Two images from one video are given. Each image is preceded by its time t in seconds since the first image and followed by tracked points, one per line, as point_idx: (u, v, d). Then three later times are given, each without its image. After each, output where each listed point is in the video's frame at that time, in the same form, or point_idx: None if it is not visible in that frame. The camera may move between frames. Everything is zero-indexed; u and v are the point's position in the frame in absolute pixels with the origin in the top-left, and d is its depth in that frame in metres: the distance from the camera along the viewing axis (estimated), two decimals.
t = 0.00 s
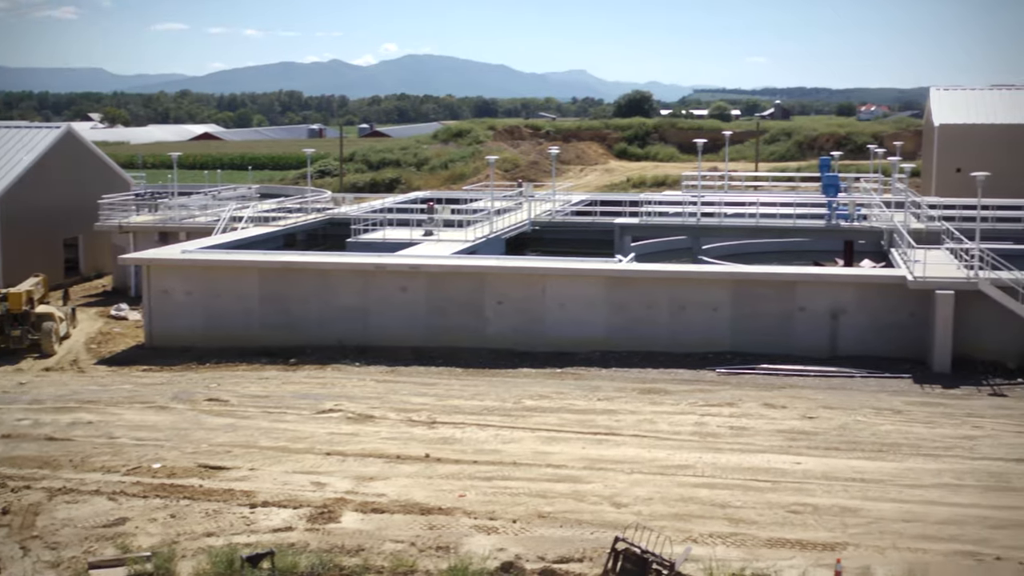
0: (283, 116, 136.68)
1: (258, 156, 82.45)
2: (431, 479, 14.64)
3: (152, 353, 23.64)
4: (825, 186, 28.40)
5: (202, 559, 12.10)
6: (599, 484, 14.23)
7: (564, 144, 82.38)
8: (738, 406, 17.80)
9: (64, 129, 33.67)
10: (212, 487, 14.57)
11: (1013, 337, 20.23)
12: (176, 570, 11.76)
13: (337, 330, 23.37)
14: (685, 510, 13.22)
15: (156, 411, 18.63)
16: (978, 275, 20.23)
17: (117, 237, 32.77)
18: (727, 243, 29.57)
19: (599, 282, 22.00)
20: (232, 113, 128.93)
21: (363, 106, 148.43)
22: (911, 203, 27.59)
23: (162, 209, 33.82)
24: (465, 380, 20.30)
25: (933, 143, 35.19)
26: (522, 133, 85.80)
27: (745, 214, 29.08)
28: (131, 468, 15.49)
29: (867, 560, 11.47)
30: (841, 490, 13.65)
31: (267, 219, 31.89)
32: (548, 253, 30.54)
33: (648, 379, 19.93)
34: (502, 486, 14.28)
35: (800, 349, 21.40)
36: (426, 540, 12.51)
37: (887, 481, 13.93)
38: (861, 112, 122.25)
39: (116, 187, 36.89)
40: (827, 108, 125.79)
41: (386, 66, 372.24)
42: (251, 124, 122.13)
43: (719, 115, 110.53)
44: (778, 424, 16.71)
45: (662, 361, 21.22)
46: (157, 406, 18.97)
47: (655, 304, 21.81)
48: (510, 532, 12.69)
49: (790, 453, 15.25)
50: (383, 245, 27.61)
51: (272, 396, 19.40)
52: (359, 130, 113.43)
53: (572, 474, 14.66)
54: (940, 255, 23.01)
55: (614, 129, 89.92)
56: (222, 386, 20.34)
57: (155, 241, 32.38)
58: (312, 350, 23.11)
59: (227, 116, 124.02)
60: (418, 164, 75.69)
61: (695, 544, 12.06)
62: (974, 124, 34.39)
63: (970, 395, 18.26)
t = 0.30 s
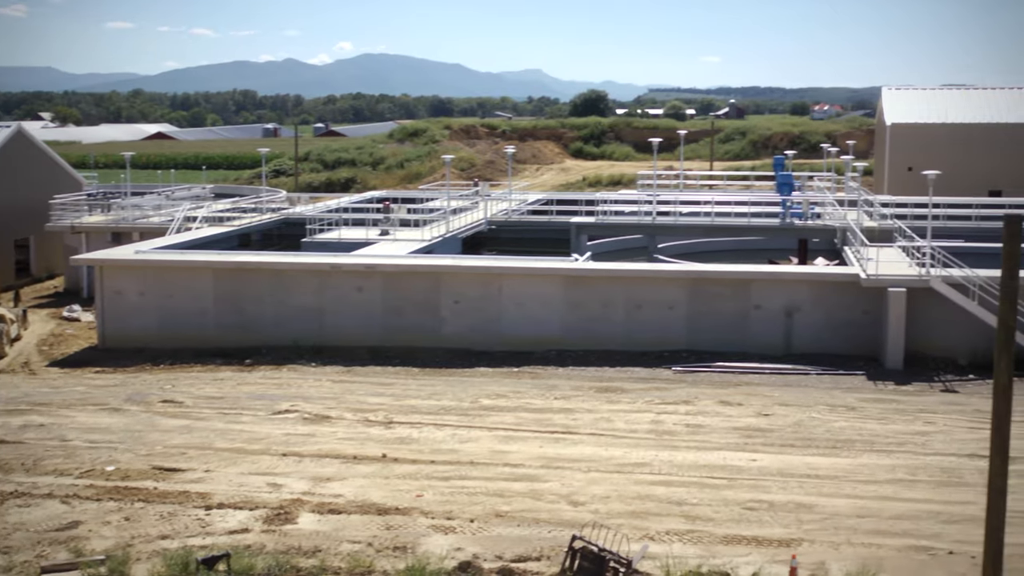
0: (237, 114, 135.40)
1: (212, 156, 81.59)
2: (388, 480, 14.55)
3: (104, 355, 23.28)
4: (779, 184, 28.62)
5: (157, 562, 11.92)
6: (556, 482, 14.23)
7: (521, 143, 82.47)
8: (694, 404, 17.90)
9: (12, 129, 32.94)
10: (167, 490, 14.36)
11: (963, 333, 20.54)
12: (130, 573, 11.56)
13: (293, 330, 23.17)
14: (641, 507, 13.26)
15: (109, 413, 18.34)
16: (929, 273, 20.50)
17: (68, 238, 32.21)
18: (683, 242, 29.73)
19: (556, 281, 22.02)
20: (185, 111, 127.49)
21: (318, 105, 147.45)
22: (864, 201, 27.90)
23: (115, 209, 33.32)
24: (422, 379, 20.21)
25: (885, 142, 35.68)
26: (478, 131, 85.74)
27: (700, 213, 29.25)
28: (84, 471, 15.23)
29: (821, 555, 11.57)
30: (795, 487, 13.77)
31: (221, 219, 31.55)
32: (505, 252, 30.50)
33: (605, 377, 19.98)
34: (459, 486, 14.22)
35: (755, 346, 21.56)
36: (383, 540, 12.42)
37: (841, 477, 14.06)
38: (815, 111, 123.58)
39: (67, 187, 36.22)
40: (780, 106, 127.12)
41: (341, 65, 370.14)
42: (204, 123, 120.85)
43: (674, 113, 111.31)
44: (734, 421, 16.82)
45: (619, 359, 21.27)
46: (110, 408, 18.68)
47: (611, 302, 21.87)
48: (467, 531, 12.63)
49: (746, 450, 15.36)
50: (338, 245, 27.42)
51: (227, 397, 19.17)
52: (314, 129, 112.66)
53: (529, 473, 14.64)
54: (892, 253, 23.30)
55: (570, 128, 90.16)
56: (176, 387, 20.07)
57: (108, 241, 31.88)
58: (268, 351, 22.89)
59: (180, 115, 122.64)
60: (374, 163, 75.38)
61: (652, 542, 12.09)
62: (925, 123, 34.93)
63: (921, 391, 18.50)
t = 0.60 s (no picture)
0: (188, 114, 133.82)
1: (163, 156, 80.54)
2: (342, 481, 14.43)
3: (54, 357, 22.87)
4: (733, 187, 28.77)
5: (109, 566, 11.71)
6: (511, 482, 14.21)
7: (475, 143, 82.40)
8: (649, 402, 17.97)
9: None
10: (119, 493, 14.13)
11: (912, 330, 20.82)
12: None
13: (245, 331, 22.92)
14: (597, 506, 13.28)
15: (59, 416, 18.01)
16: (880, 270, 20.75)
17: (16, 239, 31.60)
18: (637, 241, 29.89)
19: (511, 281, 22.00)
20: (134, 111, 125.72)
21: (270, 104, 146.13)
22: (816, 201, 28.20)
23: (64, 209, 32.75)
24: (377, 380, 20.09)
25: (837, 141, 36.14)
26: (432, 131, 85.51)
27: (654, 212, 29.40)
28: (34, 475, 14.93)
29: (776, 552, 11.65)
30: (749, 484, 13.87)
31: (174, 220, 31.14)
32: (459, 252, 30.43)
33: (560, 377, 20.00)
34: (415, 486, 14.15)
35: (708, 344, 21.70)
36: (338, 542, 12.32)
37: (794, 474, 14.19)
38: (768, 111, 124.92)
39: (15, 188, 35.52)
40: (732, 105, 128.81)
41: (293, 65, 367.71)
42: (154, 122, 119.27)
43: (628, 113, 111.85)
44: (688, 419, 16.92)
45: (573, 359, 21.32)
46: (60, 411, 18.35)
47: (566, 302, 21.91)
48: (422, 532, 12.57)
49: (700, 448, 15.45)
50: (292, 245, 27.18)
51: (180, 399, 18.92)
52: (267, 129, 111.60)
53: (485, 472, 14.60)
54: (844, 252, 23.56)
55: (524, 128, 90.21)
56: (128, 389, 19.77)
57: (57, 242, 31.31)
58: (221, 352, 22.63)
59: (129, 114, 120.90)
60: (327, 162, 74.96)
61: (607, 540, 12.11)
62: (876, 123, 35.43)
63: (872, 388, 18.74)
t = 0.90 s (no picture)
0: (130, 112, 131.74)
1: (107, 156, 79.22)
2: (291, 482, 14.28)
3: None
4: (680, 184, 29.00)
5: (53, 571, 11.46)
6: (461, 482, 14.17)
7: (424, 142, 82.17)
8: (598, 401, 18.03)
9: None
10: (64, 497, 13.85)
11: (858, 328, 21.09)
12: None
13: (192, 332, 22.60)
14: (547, 505, 13.27)
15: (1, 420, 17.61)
16: (826, 268, 21.02)
17: None
18: (586, 240, 29.98)
19: (460, 280, 21.94)
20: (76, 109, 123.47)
21: (215, 103, 144.38)
22: (762, 200, 28.49)
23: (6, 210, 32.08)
24: (326, 380, 19.92)
25: (782, 141, 36.65)
26: (380, 131, 85.11)
27: (603, 212, 29.52)
28: None
29: (724, 549, 11.73)
30: (698, 482, 13.96)
31: (118, 220, 30.63)
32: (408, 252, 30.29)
33: (510, 376, 19.98)
34: (364, 487, 14.05)
35: (657, 343, 21.82)
36: (288, 544, 12.19)
37: (742, 471, 14.31)
38: (715, 111, 126.03)
39: None
40: (680, 104, 129.84)
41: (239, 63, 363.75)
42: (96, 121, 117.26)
43: (576, 112, 112.25)
44: (637, 417, 16.99)
45: (523, 358, 21.32)
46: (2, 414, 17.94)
47: (515, 301, 21.89)
48: (372, 533, 12.48)
49: (650, 446, 15.52)
50: (239, 246, 26.86)
51: (126, 401, 18.61)
52: (213, 128, 110.24)
53: (434, 472, 14.53)
54: (790, 250, 23.81)
55: (473, 127, 90.14)
56: (72, 392, 19.40)
57: None
58: (168, 354, 22.29)
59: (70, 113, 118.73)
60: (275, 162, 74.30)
61: (557, 539, 12.11)
62: (820, 123, 36.00)
63: (818, 385, 18.97)
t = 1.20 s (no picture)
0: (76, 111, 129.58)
1: (54, 155, 77.83)
2: (244, 484, 14.12)
3: None
4: (633, 182, 29.16)
5: None
6: (415, 482, 14.10)
7: (376, 141, 81.81)
8: (552, 399, 18.05)
9: None
10: (12, 501, 13.57)
11: (808, 325, 21.32)
12: None
13: (142, 333, 22.27)
14: (501, 504, 13.26)
15: None
16: (777, 267, 21.25)
17: None
18: (539, 239, 30.03)
19: (413, 280, 21.86)
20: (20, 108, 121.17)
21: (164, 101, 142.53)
22: (713, 198, 28.71)
23: None
24: (279, 381, 19.74)
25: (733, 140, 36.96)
26: (333, 130, 84.62)
27: (556, 211, 29.58)
28: None
29: (678, 546, 11.79)
30: (652, 479, 14.03)
31: (66, 220, 30.11)
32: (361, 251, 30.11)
33: (464, 375, 19.93)
34: (318, 487, 13.93)
35: (610, 341, 21.88)
36: (241, 545, 12.05)
37: (695, 468, 14.40)
38: (666, 110, 126.80)
39: None
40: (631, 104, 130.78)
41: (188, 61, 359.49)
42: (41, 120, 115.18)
43: (529, 112, 112.52)
44: (591, 415, 17.04)
45: (477, 357, 21.28)
46: None
47: (468, 299, 21.85)
48: (326, 533, 12.38)
49: (604, 444, 15.57)
50: (190, 246, 26.52)
51: (75, 404, 18.29)
52: (162, 127, 108.76)
53: (388, 472, 14.45)
54: (742, 248, 24.03)
55: (426, 126, 89.93)
56: (19, 394, 19.03)
57: None
58: (118, 356, 21.94)
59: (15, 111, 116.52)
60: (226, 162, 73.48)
61: (512, 538, 12.10)
62: (771, 122, 36.36)
63: (770, 382, 19.16)
